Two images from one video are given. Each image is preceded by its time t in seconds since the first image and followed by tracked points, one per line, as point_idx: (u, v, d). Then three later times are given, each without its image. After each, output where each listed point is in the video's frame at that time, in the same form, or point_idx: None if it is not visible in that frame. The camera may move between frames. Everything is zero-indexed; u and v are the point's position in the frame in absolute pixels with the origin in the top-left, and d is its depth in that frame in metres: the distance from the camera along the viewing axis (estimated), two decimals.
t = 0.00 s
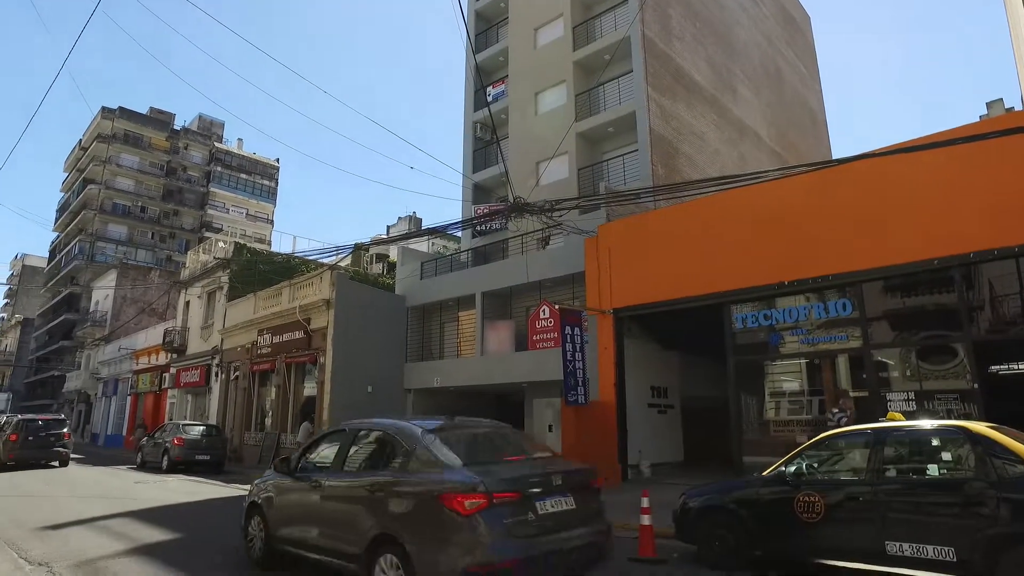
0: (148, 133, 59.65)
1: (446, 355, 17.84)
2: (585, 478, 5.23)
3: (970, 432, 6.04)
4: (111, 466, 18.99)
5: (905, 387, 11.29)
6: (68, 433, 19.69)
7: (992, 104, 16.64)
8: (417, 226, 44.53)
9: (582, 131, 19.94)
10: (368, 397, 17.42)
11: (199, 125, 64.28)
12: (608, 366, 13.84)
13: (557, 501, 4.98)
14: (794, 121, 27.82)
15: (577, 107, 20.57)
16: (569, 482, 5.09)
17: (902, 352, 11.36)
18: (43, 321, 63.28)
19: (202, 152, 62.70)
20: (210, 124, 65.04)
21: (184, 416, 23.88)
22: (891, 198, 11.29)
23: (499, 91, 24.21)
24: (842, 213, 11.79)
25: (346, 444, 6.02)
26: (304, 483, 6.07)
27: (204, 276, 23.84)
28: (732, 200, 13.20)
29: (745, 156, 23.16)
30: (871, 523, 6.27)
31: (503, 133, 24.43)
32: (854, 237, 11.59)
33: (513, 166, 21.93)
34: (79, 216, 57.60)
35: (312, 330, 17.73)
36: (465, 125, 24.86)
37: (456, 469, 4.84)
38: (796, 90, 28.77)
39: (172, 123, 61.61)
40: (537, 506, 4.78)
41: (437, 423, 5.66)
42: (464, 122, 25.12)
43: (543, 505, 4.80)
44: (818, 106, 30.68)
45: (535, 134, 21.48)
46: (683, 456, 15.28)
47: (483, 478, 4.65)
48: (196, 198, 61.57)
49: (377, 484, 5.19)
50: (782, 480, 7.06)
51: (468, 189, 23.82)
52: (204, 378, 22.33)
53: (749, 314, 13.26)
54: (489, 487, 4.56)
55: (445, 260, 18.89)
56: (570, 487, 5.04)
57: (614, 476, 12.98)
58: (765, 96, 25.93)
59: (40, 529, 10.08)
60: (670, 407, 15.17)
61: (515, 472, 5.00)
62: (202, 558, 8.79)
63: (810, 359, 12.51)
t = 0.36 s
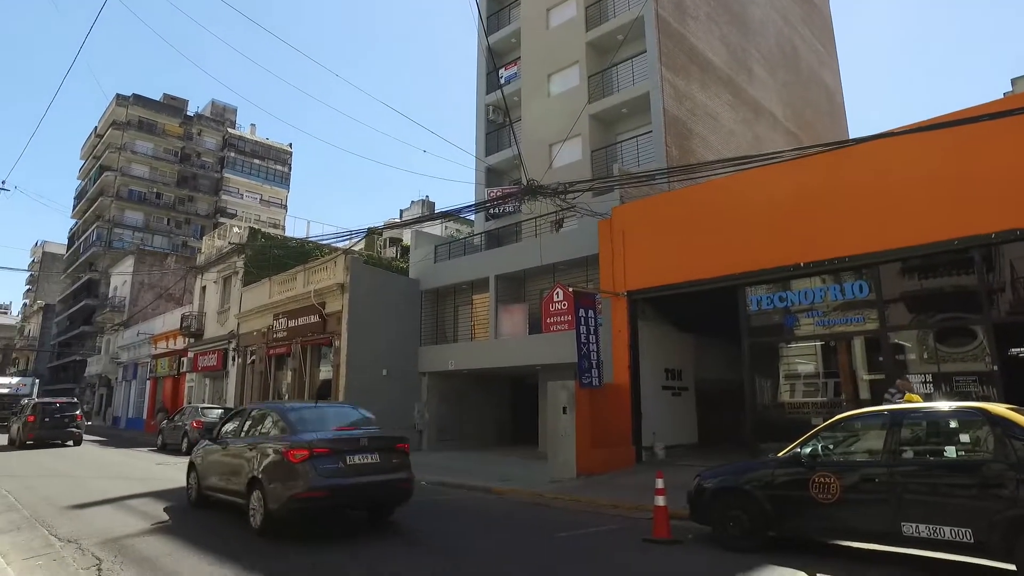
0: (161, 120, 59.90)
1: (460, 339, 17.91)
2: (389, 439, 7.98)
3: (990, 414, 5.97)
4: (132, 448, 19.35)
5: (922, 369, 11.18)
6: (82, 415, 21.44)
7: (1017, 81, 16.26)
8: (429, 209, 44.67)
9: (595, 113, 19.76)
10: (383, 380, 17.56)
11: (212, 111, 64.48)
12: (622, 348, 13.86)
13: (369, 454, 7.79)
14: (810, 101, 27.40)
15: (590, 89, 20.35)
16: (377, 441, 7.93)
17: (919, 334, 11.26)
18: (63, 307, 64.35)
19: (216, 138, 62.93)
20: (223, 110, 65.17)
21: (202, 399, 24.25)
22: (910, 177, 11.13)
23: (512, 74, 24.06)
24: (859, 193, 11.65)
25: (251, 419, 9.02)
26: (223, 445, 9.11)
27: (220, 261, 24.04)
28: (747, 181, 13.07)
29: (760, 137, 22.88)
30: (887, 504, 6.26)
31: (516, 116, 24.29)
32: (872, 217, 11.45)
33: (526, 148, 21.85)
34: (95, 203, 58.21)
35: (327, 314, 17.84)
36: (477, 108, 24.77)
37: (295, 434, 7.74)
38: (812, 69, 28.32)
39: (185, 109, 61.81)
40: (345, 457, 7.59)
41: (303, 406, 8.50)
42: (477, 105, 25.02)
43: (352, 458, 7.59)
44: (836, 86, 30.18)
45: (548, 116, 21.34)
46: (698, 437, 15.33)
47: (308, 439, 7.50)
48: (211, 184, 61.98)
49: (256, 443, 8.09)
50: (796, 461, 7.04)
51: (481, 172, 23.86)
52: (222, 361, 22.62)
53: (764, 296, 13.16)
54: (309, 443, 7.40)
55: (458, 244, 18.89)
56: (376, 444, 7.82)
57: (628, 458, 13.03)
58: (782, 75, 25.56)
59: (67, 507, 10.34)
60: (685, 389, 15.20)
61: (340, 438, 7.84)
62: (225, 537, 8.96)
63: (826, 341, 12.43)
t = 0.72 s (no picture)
0: (178, 110, 60.29)
1: (476, 325, 17.97)
2: (305, 416, 10.73)
3: (1014, 400, 5.91)
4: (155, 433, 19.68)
5: (942, 354, 11.03)
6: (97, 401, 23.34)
7: None
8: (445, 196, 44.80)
9: (610, 98, 19.61)
10: (400, 366, 17.68)
11: (227, 101, 64.78)
12: (638, 334, 13.84)
13: (288, 429, 10.54)
14: (829, 82, 26.96)
15: (605, 73, 20.18)
16: (296, 418, 10.66)
17: (940, 319, 11.11)
18: (86, 296, 65.44)
19: (231, 127, 63.27)
20: (238, 99, 65.45)
21: (222, 386, 24.60)
22: (932, 160, 10.91)
23: (526, 59, 23.92)
24: (880, 176, 11.46)
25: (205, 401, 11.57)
26: (185, 422, 11.63)
27: (238, 249, 24.26)
28: (766, 164, 12.90)
29: (778, 120, 22.57)
30: (907, 490, 6.22)
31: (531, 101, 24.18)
32: (893, 200, 11.26)
33: (541, 134, 21.75)
34: (115, 193, 58.91)
35: (344, 301, 17.97)
36: (492, 94, 24.68)
37: (235, 412, 10.41)
38: (831, 51, 27.83)
39: (200, 99, 62.14)
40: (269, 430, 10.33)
41: (244, 392, 11.12)
42: (491, 91, 24.91)
43: (275, 432, 10.32)
44: (856, 67, 29.64)
45: (563, 102, 21.21)
46: (714, 423, 15.31)
47: (244, 417, 10.19)
48: (227, 174, 62.44)
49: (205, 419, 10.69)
50: (815, 447, 7.00)
51: (496, 158, 23.83)
52: (241, 349, 22.91)
53: (781, 282, 13.04)
54: (243, 420, 10.10)
55: (474, 230, 18.88)
56: (296, 421, 10.59)
57: (645, 444, 13.04)
58: (800, 57, 25.15)
59: (95, 491, 10.57)
60: (701, 375, 15.16)
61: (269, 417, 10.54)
62: (248, 522, 9.11)
63: (844, 326, 12.31)
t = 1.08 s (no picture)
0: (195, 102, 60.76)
1: (494, 314, 18.00)
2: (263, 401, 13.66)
3: None
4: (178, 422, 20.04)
5: (967, 342, 10.85)
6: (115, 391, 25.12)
7: None
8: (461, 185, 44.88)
9: (627, 85, 19.45)
10: (418, 356, 17.78)
11: (244, 92, 65.18)
12: (656, 322, 13.78)
13: (252, 411, 13.40)
14: (851, 66, 26.49)
15: (621, 60, 20.00)
16: (255, 403, 13.54)
17: (964, 307, 10.92)
18: (109, 287, 66.62)
19: (249, 119, 63.70)
20: (255, 91, 65.84)
21: (242, 375, 24.95)
22: (957, 143, 10.67)
23: (542, 46, 23.77)
24: (903, 161, 11.24)
25: (188, 389, 14.21)
26: (172, 409, 14.36)
27: (257, 240, 24.51)
28: (786, 149, 12.71)
29: (797, 105, 22.24)
30: (930, 479, 6.16)
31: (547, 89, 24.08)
32: (917, 185, 11.05)
33: (557, 122, 21.65)
34: (135, 186, 59.71)
35: (362, 291, 18.08)
36: (508, 82, 24.60)
37: (210, 398, 13.15)
38: (853, 33, 27.31)
39: (217, 91, 62.57)
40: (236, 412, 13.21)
41: (218, 382, 13.86)
42: (507, 79, 24.82)
43: (241, 413, 13.19)
44: (878, 50, 29.07)
45: (579, 89, 21.08)
46: (733, 410, 15.25)
47: (217, 402, 12.99)
48: (245, 165, 62.95)
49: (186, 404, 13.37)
50: (835, 435, 6.94)
51: (512, 147, 23.80)
52: (261, 339, 23.19)
53: (801, 269, 12.89)
54: (215, 403, 12.87)
55: (491, 220, 18.87)
56: (256, 405, 13.49)
57: (662, 432, 13.03)
58: (820, 41, 24.72)
59: (122, 478, 10.79)
60: (720, 363, 15.09)
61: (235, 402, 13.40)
62: (270, 508, 9.25)
63: (865, 314, 12.15)
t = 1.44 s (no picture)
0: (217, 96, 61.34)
1: (514, 304, 18.02)
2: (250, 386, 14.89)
3: None
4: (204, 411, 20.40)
5: (999, 331, 10.60)
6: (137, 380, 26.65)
7: None
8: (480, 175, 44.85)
9: (647, 72, 19.25)
10: (439, 345, 17.87)
11: (265, 85, 65.64)
12: (677, 312, 13.71)
13: (240, 395, 14.68)
14: (877, 49, 25.92)
15: (641, 47, 19.80)
16: (243, 387, 14.80)
17: (995, 295, 10.67)
18: (135, 279, 67.90)
19: (269, 111, 64.18)
20: (275, 83, 66.28)
21: (266, 365, 25.30)
22: (989, 127, 10.39)
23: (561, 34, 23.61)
24: (931, 146, 10.99)
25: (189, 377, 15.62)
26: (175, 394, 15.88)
27: (279, 231, 24.77)
28: (810, 136, 12.51)
29: (821, 91, 21.85)
30: (960, 469, 6.07)
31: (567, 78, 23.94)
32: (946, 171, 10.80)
33: (577, 111, 21.53)
34: (159, 179, 60.62)
35: (383, 281, 18.20)
36: (527, 71, 24.51)
37: (203, 385, 14.50)
38: (880, 15, 26.70)
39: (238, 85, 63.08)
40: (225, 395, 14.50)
41: (212, 369, 15.22)
42: (526, 68, 24.71)
43: (230, 397, 14.45)
44: (906, 33, 28.40)
45: (599, 77, 20.92)
46: (755, 400, 15.14)
47: (209, 387, 14.31)
48: (265, 158, 63.48)
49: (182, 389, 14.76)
50: (861, 424, 6.86)
51: (531, 136, 23.76)
52: (284, 329, 23.47)
53: (825, 257, 12.71)
54: (207, 389, 14.21)
55: (511, 209, 18.85)
56: (244, 389, 14.72)
57: (684, 421, 12.99)
58: (845, 24, 24.22)
59: (152, 465, 11.02)
60: (742, 352, 14.97)
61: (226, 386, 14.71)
62: (296, 495, 9.40)
63: (891, 303, 11.96)
